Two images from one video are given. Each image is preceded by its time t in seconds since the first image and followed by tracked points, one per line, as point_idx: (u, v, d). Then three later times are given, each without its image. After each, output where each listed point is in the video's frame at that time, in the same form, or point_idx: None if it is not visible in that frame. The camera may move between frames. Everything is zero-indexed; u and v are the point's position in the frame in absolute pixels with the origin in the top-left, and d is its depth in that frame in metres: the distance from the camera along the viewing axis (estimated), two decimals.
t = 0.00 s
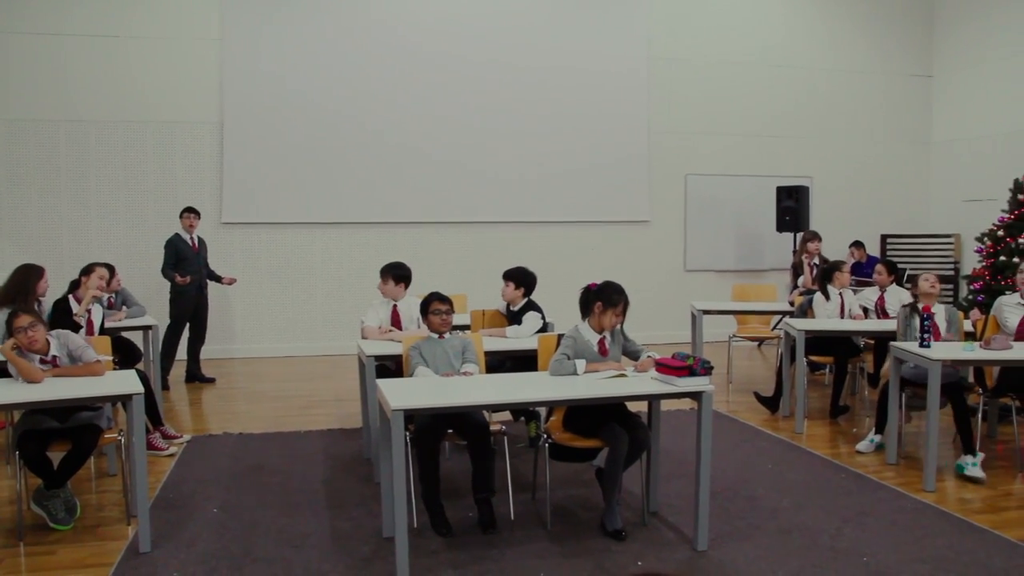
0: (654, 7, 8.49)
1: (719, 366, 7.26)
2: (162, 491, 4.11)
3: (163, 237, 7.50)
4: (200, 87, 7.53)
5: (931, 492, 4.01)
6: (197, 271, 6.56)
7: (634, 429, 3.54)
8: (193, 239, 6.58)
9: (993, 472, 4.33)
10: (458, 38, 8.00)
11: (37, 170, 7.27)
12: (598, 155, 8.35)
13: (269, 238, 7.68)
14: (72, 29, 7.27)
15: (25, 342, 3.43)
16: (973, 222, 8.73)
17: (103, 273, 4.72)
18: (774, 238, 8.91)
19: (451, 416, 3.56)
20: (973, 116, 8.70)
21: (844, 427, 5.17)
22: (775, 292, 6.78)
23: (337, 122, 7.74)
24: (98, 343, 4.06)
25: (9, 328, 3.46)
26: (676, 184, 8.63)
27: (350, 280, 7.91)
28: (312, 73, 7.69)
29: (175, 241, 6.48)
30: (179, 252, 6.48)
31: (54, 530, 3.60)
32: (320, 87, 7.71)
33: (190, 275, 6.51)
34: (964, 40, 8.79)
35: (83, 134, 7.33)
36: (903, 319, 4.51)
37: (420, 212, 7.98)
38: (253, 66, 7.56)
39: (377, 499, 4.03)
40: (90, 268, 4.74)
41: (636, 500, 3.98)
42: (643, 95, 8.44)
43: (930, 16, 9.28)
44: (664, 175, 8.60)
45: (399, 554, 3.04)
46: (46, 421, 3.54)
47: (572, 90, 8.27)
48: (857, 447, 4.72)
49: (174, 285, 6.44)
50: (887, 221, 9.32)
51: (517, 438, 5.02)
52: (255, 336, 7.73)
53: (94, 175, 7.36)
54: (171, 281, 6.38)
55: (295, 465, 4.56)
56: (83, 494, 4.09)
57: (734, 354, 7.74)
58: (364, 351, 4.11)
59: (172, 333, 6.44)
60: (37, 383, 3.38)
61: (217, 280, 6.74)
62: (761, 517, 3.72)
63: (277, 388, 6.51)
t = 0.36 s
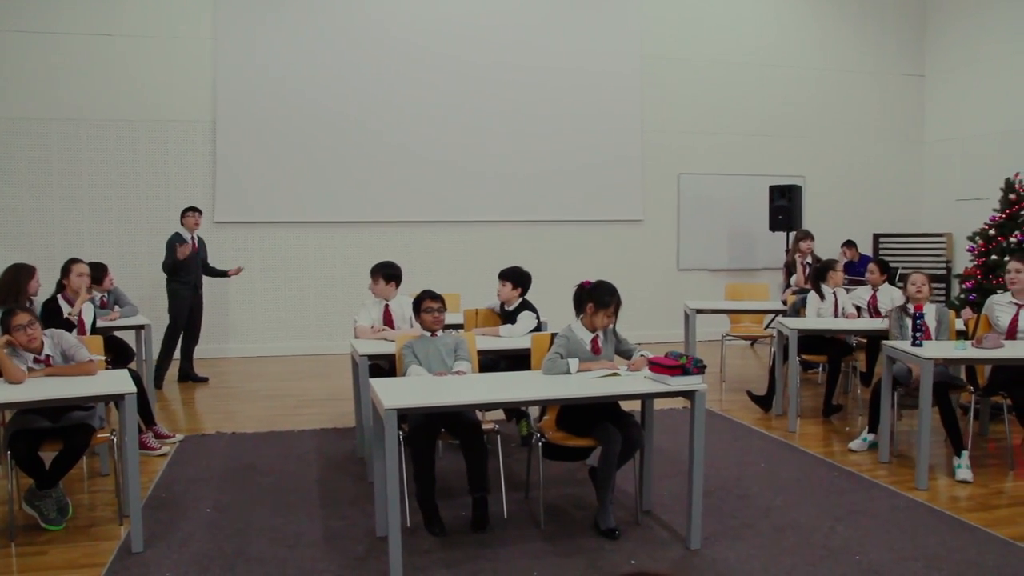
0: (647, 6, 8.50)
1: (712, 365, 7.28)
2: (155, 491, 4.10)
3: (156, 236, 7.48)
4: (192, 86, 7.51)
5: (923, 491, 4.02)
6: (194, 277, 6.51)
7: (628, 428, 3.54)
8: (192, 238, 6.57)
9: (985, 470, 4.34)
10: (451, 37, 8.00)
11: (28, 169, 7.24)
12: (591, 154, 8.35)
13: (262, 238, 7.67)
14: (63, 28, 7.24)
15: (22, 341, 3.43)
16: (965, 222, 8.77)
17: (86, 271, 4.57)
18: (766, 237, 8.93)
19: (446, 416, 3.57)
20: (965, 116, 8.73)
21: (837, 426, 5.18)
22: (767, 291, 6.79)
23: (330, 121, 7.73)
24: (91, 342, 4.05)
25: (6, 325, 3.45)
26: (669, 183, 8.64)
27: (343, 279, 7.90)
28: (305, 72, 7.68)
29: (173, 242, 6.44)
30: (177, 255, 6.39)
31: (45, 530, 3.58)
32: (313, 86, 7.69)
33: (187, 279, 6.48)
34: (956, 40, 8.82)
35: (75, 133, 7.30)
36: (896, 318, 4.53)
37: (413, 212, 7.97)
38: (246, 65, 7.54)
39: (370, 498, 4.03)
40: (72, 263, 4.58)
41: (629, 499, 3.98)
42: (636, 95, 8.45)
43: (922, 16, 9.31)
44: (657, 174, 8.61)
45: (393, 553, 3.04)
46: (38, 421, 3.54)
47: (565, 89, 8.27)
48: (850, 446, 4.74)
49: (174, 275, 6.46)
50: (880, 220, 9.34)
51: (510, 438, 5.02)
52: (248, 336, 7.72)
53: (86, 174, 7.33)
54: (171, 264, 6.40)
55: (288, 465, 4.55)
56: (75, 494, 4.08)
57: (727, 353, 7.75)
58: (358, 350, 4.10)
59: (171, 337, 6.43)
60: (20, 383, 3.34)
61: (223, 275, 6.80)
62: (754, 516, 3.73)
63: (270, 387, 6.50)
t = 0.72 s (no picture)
0: (639, 6, 8.51)
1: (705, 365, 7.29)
2: (146, 491, 4.08)
3: (148, 236, 7.45)
4: (184, 85, 7.48)
5: (914, 490, 4.04)
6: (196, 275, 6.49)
7: (620, 427, 3.55)
8: (192, 238, 6.58)
9: (976, 469, 4.36)
10: (443, 36, 7.99)
11: (19, 168, 7.21)
12: (584, 154, 8.36)
13: (255, 238, 7.65)
14: (54, 26, 7.21)
15: (27, 335, 3.45)
16: (956, 222, 8.80)
17: (66, 271, 4.51)
18: (759, 237, 8.94)
19: (439, 417, 3.59)
20: (956, 116, 8.76)
21: (829, 425, 5.19)
22: (760, 291, 6.80)
23: (322, 121, 7.71)
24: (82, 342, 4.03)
25: (10, 319, 3.46)
26: (662, 183, 8.65)
27: (336, 279, 7.89)
28: (297, 72, 7.66)
29: (174, 239, 6.48)
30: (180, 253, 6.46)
31: (36, 531, 3.57)
32: (306, 85, 7.68)
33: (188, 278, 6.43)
34: (947, 40, 8.86)
35: (66, 133, 7.27)
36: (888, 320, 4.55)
37: (406, 212, 7.96)
38: (238, 65, 7.52)
39: (362, 498, 4.03)
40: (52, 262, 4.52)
41: (622, 498, 3.99)
42: (629, 94, 8.46)
43: (913, 17, 9.34)
44: (650, 174, 8.62)
45: (385, 553, 3.04)
46: (30, 422, 3.53)
47: (558, 89, 8.27)
48: (842, 445, 4.75)
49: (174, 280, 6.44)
50: (872, 220, 9.37)
51: (502, 438, 5.02)
52: (240, 336, 7.70)
53: (77, 174, 7.30)
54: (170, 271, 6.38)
55: (281, 465, 4.54)
56: (66, 495, 4.06)
57: (719, 353, 7.76)
58: (350, 350, 4.09)
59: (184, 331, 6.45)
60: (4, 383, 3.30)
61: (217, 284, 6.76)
62: (747, 516, 3.73)
63: (263, 387, 6.48)
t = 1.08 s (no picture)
0: (631, 7, 8.52)
1: (697, 364, 7.31)
2: (137, 492, 4.07)
3: (139, 237, 7.43)
4: (175, 86, 7.46)
5: (905, 489, 4.05)
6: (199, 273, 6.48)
7: (612, 427, 3.55)
8: (194, 239, 6.57)
9: (966, 468, 4.38)
10: (435, 36, 7.99)
11: (10, 168, 7.18)
12: (576, 154, 8.37)
13: (246, 238, 7.63)
14: (43, 26, 7.17)
15: (27, 337, 3.47)
16: (946, 222, 8.84)
17: (54, 272, 4.46)
18: (751, 237, 8.97)
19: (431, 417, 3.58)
20: (946, 116, 8.79)
21: (820, 425, 5.20)
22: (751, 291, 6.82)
23: (314, 121, 7.70)
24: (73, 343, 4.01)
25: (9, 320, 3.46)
26: (654, 183, 8.67)
27: (328, 280, 7.88)
28: (289, 72, 7.65)
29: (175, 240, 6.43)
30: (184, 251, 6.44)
31: (26, 532, 3.55)
32: (297, 85, 7.66)
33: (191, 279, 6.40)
34: (937, 41, 8.89)
35: (56, 133, 7.24)
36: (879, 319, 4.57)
37: (398, 212, 7.96)
38: (229, 65, 7.50)
39: (354, 499, 4.02)
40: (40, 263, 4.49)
41: (614, 498, 3.99)
42: (621, 94, 8.47)
43: (904, 18, 9.38)
44: (642, 174, 8.63)
45: (377, 554, 3.04)
46: (20, 423, 3.51)
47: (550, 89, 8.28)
48: (833, 445, 4.76)
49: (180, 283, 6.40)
50: (863, 220, 9.41)
51: (494, 438, 5.02)
52: (232, 336, 7.69)
53: (68, 175, 7.27)
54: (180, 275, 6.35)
55: (272, 465, 4.54)
56: (56, 496, 4.05)
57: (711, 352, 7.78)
58: (341, 351, 4.09)
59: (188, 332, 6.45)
60: None
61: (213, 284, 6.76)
62: (738, 516, 3.74)
63: (254, 388, 6.46)
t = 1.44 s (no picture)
0: (623, 7, 8.53)
1: (688, 364, 7.32)
2: (128, 494, 4.06)
3: (129, 237, 7.40)
4: (165, 85, 7.44)
5: (896, 488, 4.07)
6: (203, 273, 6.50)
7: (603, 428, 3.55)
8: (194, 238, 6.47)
9: (956, 467, 4.40)
10: (427, 36, 7.98)
11: None
12: (568, 155, 8.37)
13: (237, 238, 7.61)
14: (32, 25, 7.14)
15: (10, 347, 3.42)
16: (936, 222, 8.87)
17: (39, 272, 4.45)
18: (742, 237, 8.99)
19: (421, 416, 3.58)
20: (936, 117, 8.83)
21: (811, 425, 5.22)
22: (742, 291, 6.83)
23: (305, 122, 7.68)
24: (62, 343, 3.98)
25: None
26: (645, 183, 8.68)
27: (319, 280, 7.86)
28: (280, 72, 7.63)
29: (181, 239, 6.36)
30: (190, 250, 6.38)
31: (15, 534, 3.53)
32: (288, 84, 7.65)
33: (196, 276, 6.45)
34: (927, 42, 8.93)
35: (45, 133, 7.20)
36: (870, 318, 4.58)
37: (389, 212, 7.95)
38: (219, 64, 7.47)
39: (345, 500, 4.01)
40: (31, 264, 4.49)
41: (605, 499, 3.99)
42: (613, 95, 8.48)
43: (894, 19, 9.41)
44: (634, 175, 8.64)
45: (368, 555, 3.03)
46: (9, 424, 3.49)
47: (542, 90, 8.28)
48: (824, 444, 4.77)
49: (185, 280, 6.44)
50: (853, 221, 9.44)
51: (485, 438, 5.02)
52: (223, 337, 7.67)
53: (57, 175, 7.24)
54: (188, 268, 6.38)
55: (263, 466, 4.52)
56: (46, 498, 4.02)
57: (701, 352, 7.79)
58: (333, 351, 4.08)
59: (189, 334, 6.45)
60: None
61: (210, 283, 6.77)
62: (729, 515, 3.74)
63: (245, 388, 6.44)
